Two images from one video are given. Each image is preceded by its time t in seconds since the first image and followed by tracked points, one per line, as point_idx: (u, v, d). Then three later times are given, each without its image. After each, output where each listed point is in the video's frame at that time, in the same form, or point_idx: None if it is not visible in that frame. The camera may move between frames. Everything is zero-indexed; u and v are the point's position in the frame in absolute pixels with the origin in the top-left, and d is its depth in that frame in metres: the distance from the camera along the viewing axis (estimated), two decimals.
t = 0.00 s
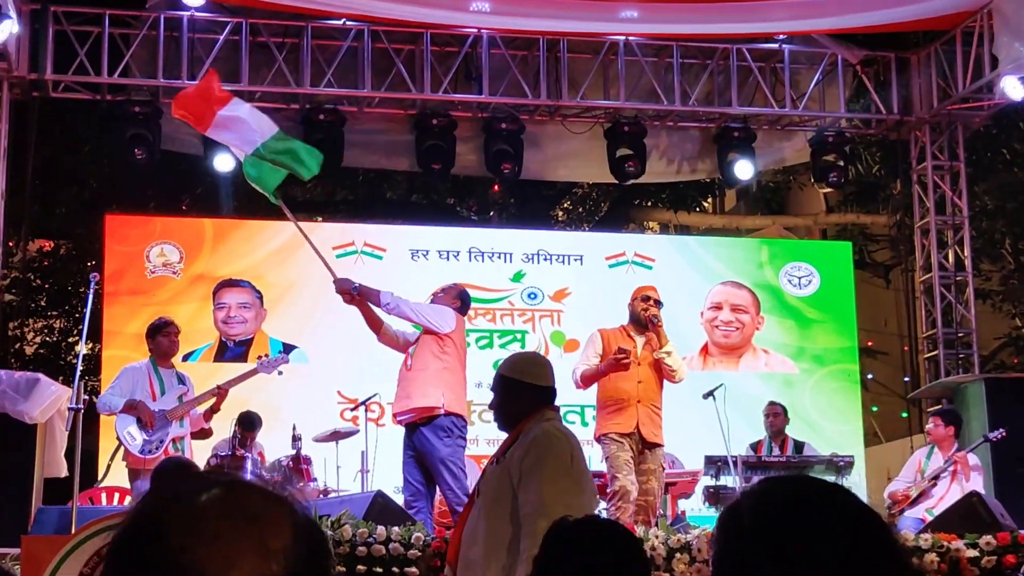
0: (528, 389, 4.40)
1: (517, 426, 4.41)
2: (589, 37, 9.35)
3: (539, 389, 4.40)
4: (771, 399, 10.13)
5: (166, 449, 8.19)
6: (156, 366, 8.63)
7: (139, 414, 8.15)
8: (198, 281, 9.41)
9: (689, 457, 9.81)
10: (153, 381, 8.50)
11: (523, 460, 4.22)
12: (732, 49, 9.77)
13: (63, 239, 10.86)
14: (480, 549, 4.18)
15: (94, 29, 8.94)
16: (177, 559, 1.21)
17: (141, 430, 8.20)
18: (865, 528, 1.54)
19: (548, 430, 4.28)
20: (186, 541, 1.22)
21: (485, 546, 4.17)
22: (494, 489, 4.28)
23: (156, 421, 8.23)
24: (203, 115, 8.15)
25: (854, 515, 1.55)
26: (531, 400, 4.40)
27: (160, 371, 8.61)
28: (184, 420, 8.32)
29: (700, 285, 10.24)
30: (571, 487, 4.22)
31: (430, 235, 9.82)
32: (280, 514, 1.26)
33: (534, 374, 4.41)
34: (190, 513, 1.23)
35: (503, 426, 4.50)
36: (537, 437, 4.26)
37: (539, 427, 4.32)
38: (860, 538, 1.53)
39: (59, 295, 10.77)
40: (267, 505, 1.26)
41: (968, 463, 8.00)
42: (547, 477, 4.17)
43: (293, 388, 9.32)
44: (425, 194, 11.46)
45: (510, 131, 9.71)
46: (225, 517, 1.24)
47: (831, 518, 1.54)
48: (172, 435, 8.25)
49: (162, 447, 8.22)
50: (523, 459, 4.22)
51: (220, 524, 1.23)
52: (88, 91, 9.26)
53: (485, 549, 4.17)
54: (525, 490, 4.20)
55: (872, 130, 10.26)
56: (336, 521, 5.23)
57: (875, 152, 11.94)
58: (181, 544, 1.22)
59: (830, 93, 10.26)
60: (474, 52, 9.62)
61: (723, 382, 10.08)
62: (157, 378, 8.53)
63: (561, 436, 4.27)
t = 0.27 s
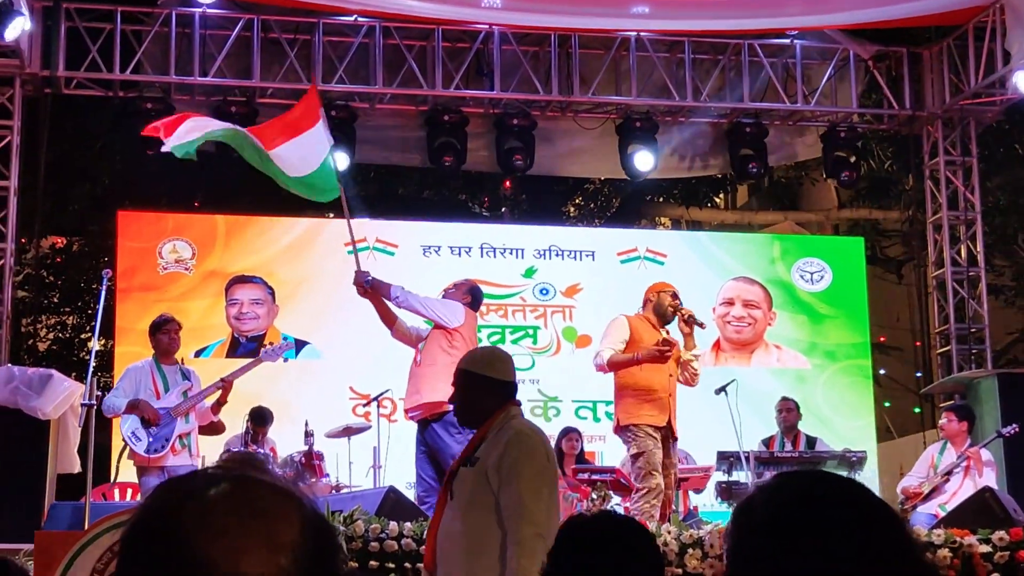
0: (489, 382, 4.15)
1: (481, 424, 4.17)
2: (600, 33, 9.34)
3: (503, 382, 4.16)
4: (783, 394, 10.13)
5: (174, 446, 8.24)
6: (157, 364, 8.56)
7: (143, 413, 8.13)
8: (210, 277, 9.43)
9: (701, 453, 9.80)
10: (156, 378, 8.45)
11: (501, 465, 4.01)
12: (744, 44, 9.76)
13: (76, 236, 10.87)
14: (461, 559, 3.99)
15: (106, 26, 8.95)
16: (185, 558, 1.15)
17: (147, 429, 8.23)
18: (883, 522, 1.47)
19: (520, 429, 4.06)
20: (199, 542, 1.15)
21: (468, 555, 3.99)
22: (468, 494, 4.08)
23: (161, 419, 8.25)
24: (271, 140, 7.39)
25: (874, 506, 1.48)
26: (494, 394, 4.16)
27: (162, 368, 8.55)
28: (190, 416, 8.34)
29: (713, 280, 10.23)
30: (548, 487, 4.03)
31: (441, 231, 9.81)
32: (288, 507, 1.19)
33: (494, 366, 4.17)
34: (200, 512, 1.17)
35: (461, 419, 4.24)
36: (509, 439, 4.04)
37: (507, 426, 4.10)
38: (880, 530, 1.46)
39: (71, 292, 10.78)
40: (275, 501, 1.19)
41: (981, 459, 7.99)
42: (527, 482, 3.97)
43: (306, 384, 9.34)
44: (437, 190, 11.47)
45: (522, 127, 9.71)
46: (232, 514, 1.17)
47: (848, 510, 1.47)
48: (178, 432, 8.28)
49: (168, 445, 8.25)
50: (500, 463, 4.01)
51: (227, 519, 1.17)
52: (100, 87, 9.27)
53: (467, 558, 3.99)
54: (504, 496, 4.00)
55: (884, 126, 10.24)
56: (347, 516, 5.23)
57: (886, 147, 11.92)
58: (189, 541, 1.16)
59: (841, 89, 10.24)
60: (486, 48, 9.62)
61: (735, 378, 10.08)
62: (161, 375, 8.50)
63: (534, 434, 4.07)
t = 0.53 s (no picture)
0: (446, 389, 4.01)
1: (438, 429, 4.04)
2: (612, 32, 9.34)
3: (459, 388, 4.02)
4: (795, 394, 10.11)
5: (180, 446, 8.23)
6: (164, 366, 8.62)
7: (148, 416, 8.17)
8: (222, 277, 9.44)
9: (714, 453, 9.78)
10: (163, 380, 8.51)
11: (460, 477, 3.89)
12: (755, 44, 9.76)
13: (89, 236, 10.89)
14: None
15: (118, 26, 8.97)
16: (200, 555, 1.18)
17: (152, 431, 8.23)
18: (902, 515, 1.40)
19: (479, 438, 3.94)
20: (214, 536, 1.19)
21: (424, 572, 3.87)
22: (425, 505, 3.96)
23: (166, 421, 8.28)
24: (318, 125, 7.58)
25: (891, 498, 1.41)
26: (451, 401, 4.02)
27: (169, 369, 8.61)
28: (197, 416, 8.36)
29: (725, 280, 10.23)
30: (507, 497, 3.92)
31: (453, 231, 9.82)
32: (296, 504, 1.23)
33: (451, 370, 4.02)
34: (215, 507, 1.20)
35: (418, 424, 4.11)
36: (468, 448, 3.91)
37: (465, 434, 3.97)
38: (901, 524, 1.40)
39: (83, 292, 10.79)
40: (281, 498, 1.24)
41: (994, 458, 7.96)
42: (486, 494, 3.85)
43: (319, 384, 9.35)
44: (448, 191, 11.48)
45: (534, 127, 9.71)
46: (244, 511, 1.20)
47: (869, 506, 1.40)
48: (185, 432, 8.28)
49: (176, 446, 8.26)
50: (459, 473, 3.89)
51: (240, 512, 1.20)
52: (113, 88, 9.29)
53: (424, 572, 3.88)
54: (462, 508, 3.88)
55: (896, 125, 10.22)
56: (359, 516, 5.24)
57: (898, 146, 11.90)
58: (205, 535, 1.19)
59: (853, 88, 10.22)
60: (498, 48, 9.63)
61: (748, 378, 10.07)
62: (166, 377, 8.55)
63: (492, 444, 3.95)
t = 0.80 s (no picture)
0: (402, 380, 4.00)
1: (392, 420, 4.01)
2: (622, 35, 9.34)
3: (414, 379, 4.01)
4: (806, 396, 10.10)
5: (189, 448, 8.21)
6: (172, 368, 8.61)
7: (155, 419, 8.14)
8: (233, 280, 9.45)
9: (725, 455, 9.78)
10: (171, 383, 8.49)
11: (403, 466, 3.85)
12: (765, 46, 9.74)
13: (100, 239, 10.90)
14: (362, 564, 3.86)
15: (129, 30, 8.98)
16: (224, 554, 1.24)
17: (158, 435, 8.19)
18: (906, 520, 1.45)
19: (424, 429, 3.89)
20: (231, 536, 1.25)
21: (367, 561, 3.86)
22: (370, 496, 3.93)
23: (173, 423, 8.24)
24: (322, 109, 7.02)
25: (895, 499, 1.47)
26: (405, 392, 4.01)
27: (177, 372, 8.59)
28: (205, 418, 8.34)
29: (735, 282, 10.22)
30: (451, 488, 3.86)
31: (463, 234, 9.83)
32: (300, 497, 1.30)
33: (405, 361, 4.00)
34: (223, 507, 1.26)
35: (376, 417, 4.10)
36: (415, 438, 3.87)
37: (414, 424, 3.93)
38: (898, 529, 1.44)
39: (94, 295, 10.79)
40: (288, 502, 1.30)
41: (1006, 460, 7.95)
42: (428, 485, 3.79)
43: (330, 387, 9.35)
44: (459, 193, 11.50)
45: (544, 129, 9.71)
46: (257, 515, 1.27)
47: (873, 509, 1.45)
48: (193, 435, 8.27)
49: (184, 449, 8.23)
50: (403, 462, 3.86)
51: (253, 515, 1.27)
52: (123, 91, 9.31)
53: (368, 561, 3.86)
54: (405, 498, 3.84)
55: (907, 127, 10.21)
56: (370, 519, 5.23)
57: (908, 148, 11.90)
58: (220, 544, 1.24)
59: (864, 90, 10.21)
60: (508, 50, 9.63)
61: (758, 380, 10.07)
62: (175, 380, 8.53)
63: (438, 434, 3.89)
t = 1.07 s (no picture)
0: (357, 384, 3.80)
1: (346, 426, 3.84)
2: (632, 39, 9.33)
3: (370, 384, 3.81)
4: (817, 400, 10.08)
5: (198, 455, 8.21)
6: (183, 372, 8.58)
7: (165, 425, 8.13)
8: (243, 285, 9.45)
9: (736, 459, 9.76)
10: (181, 388, 8.47)
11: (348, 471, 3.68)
12: (776, 50, 9.73)
13: (111, 244, 10.93)
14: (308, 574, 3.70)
15: (139, 35, 8.99)
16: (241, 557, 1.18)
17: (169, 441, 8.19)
18: (943, 511, 1.45)
19: (373, 433, 3.71)
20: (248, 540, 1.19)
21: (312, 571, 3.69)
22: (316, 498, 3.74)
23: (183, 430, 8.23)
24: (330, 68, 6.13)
25: (927, 490, 1.46)
26: (360, 396, 3.82)
27: (188, 376, 8.56)
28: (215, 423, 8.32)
29: (746, 287, 10.20)
30: (400, 493, 3.67)
31: (473, 239, 9.82)
32: (306, 501, 1.26)
33: (356, 365, 3.82)
34: (232, 511, 1.22)
35: (331, 422, 3.91)
36: (362, 442, 3.70)
37: (364, 429, 3.75)
38: (931, 515, 1.44)
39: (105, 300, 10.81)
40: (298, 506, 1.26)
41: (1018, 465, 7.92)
42: (371, 491, 3.63)
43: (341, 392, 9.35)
44: (469, 198, 11.50)
45: (554, 134, 9.70)
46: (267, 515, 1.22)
47: (912, 502, 1.44)
48: (203, 440, 8.28)
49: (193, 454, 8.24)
50: (348, 467, 3.68)
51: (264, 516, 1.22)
52: (134, 97, 9.32)
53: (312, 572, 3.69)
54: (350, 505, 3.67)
55: (918, 131, 10.18)
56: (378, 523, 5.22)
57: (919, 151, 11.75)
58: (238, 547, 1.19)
59: (875, 94, 10.20)
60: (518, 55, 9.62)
61: (769, 384, 10.05)
62: (185, 385, 8.50)
63: (388, 439, 3.71)
